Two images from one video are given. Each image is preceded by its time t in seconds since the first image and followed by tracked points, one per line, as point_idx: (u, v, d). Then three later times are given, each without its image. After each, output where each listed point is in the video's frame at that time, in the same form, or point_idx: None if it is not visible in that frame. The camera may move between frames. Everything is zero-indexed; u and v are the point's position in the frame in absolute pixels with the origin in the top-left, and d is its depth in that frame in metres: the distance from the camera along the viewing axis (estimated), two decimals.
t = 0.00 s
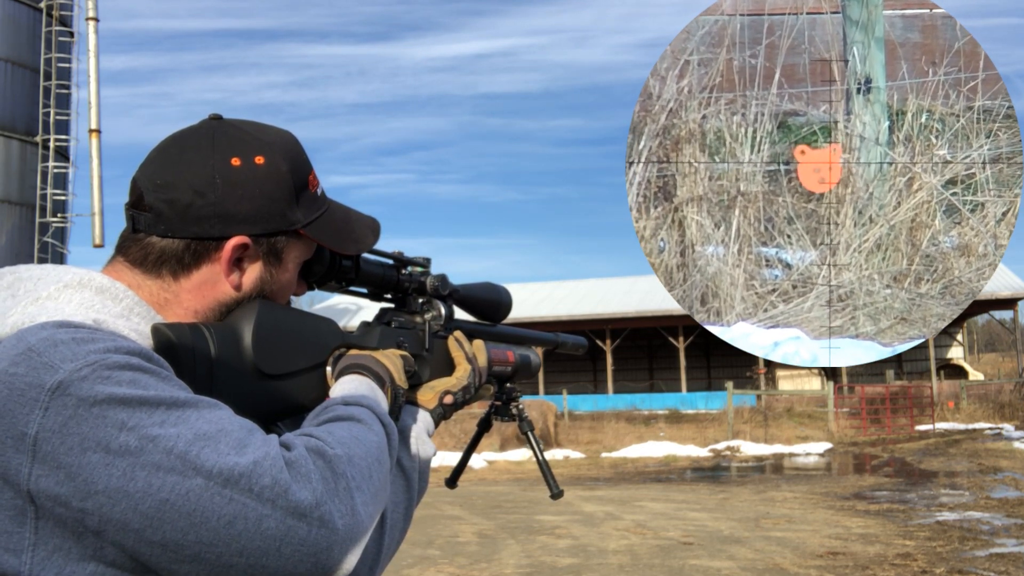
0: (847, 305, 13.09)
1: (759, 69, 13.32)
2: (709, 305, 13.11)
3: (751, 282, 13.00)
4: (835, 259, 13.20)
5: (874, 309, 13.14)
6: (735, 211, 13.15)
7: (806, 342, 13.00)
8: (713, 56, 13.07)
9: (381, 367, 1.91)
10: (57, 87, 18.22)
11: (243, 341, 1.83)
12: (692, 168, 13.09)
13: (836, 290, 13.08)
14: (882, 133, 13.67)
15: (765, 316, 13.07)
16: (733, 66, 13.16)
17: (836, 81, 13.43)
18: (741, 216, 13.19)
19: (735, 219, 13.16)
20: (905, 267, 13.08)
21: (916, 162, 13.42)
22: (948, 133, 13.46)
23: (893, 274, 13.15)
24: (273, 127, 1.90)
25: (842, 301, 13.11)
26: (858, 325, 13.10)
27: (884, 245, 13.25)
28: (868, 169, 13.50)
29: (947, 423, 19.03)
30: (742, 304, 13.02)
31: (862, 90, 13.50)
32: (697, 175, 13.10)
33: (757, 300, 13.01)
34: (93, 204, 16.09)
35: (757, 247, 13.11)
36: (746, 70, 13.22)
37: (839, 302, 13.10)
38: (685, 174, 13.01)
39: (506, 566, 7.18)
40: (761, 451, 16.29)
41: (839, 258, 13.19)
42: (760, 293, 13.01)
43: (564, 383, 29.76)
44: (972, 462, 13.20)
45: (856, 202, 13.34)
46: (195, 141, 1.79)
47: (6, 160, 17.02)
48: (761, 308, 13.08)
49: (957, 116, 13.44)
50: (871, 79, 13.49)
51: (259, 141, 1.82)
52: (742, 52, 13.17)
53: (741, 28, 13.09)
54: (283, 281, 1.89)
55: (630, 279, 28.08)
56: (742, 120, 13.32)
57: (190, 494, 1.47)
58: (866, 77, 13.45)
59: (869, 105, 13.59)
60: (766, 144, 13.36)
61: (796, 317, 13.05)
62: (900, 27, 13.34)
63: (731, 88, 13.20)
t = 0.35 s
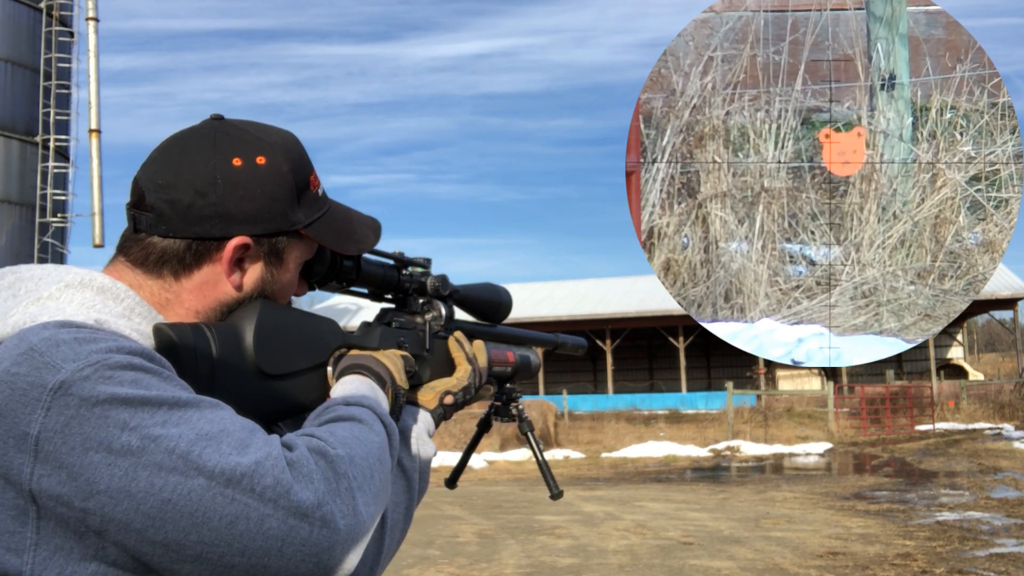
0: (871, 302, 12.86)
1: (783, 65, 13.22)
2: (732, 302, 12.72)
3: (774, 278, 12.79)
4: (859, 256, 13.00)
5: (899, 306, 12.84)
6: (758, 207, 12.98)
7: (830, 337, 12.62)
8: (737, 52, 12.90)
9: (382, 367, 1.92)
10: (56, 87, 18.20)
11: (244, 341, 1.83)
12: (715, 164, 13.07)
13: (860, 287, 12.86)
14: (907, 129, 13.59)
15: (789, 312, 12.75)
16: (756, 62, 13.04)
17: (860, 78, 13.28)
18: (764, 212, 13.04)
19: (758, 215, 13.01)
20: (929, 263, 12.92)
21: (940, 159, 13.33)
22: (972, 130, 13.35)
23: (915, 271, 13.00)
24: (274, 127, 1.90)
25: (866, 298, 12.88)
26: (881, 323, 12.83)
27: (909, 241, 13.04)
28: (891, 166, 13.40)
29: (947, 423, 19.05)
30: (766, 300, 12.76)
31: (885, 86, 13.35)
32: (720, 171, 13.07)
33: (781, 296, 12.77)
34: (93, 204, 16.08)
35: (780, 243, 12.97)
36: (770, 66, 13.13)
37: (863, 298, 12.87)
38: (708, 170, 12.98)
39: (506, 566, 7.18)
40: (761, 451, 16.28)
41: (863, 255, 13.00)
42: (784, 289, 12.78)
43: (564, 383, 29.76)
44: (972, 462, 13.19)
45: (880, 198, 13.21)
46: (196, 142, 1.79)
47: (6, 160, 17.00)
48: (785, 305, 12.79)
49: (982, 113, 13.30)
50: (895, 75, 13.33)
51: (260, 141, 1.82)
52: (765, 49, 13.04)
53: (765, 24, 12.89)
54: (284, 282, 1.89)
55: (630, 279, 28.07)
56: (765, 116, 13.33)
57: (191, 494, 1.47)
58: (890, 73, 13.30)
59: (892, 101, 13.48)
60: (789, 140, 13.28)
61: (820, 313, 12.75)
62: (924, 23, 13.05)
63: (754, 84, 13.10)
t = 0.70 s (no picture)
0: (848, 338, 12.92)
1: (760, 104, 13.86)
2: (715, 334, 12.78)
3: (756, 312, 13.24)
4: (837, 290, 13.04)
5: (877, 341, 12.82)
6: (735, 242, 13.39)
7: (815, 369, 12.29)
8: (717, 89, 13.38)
9: (383, 366, 1.92)
10: (57, 87, 18.22)
11: (244, 340, 1.83)
12: (682, 207, 14.90)
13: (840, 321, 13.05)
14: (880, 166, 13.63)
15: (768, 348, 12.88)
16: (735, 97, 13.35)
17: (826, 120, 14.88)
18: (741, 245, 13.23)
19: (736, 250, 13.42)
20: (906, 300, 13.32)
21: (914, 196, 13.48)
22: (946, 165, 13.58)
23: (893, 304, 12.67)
24: (275, 127, 1.90)
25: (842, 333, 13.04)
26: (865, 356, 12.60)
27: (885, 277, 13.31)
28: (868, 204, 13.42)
29: (947, 423, 19.07)
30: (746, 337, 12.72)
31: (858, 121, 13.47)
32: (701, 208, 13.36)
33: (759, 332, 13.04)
34: (93, 204, 16.09)
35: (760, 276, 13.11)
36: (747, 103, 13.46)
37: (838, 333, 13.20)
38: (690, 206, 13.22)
39: (506, 566, 7.18)
40: (761, 451, 16.29)
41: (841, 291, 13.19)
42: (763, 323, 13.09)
43: (564, 383, 29.77)
44: (972, 462, 13.21)
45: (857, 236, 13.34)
46: (197, 142, 1.79)
47: (6, 161, 17.01)
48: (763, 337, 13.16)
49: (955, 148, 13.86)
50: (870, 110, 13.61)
51: (261, 141, 1.82)
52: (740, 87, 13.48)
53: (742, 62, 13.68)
54: (284, 282, 1.89)
55: (630, 279, 28.08)
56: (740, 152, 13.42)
57: (190, 495, 1.47)
58: (855, 114, 14.98)
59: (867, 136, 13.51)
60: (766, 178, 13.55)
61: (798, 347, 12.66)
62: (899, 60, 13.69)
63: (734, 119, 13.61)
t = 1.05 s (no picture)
0: (901, 318, 13.32)
1: (814, 82, 13.45)
2: (763, 319, 13.17)
3: (806, 295, 13.12)
4: (890, 272, 13.21)
5: (929, 322, 13.39)
6: (790, 223, 13.19)
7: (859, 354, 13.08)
8: (768, 68, 13.31)
9: (384, 367, 1.92)
10: (56, 87, 18.23)
11: (247, 341, 1.83)
12: (747, 181, 13.20)
13: (891, 303, 13.27)
14: (937, 145, 13.71)
15: (821, 329, 13.08)
16: (787, 78, 13.33)
17: (890, 94, 13.37)
18: (796, 227, 13.22)
19: (791, 231, 13.21)
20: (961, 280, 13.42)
21: (972, 175, 13.61)
22: (1003, 145, 13.69)
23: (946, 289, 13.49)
24: (276, 127, 1.90)
25: (896, 313, 13.34)
26: (912, 338, 13.37)
27: (939, 257, 13.48)
28: (923, 182, 13.51)
29: (947, 423, 19.11)
30: (797, 317, 13.08)
31: (917, 101, 13.59)
32: (752, 188, 13.21)
33: (813, 313, 13.08)
34: (93, 204, 16.09)
35: (811, 260, 13.23)
36: (801, 82, 13.36)
37: (895, 314, 13.32)
38: (740, 188, 13.10)
39: (506, 566, 7.17)
40: (761, 451, 16.29)
41: (894, 271, 13.22)
42: (815, 305, 13.09)
43: (564, 383, 29.77)
44: (972, 462, 13.21)
45: (912, 215, 13.37)
46: (197, 141, 1.79)
47: (6, 161, 17.01)
48: (816, 320, 13.12)
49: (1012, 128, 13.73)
50: (926, 91, 13.51)
51: (260, 140, 1.82)
52: (796, 65, 13.35)
53: (796, 40, 13.28)
54: (284, 282, 1.89)
55: (629, 280, 28.10)
56: (797, 132, 13.41)
57: (192, 496, 1.47)
58: (922, 88, 13.48)
59: (924, 117, 13.67)
60: (820, 156, 13.46)
61: (851, 330, 13.11)
62: (955, 39, 13.50)
63: (786, 100, 13.40)
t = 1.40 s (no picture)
0: (815, 290, 12.43)
1: (731, 52, 12.42)
2: (676, 287, 12.23)
3: (719, 265, 12.34)
4: (803, 243, 12.60)
5: (841, 296, 12.38)
6: (704, 193, 12.40)
7: (772, 325, 12.34)
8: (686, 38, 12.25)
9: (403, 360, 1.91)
10: (56, 87, 18.22)
11: (249, 343, 1.83)
12: (662, 151, 12.37)
13: (803, 275, 12.50)
14: (855, 119, 12.98)
15: (733, 299, 12.33)
16: (705, 48, 12.28)
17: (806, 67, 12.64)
18: (711, 198, 12.48)
19: (705, 201, 12.42)
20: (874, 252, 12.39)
21: (887, 149, 12.77)
22: (919, 119, 12.69)
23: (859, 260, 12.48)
24: (276, 128, 1.90)
25: (809, 287, 12.48)
26: (826, 311, 12.36)
27: (854, 230, 12.62)
28: (839, 154, 12.89)
29: (947, 423, 19.14)
30: (710, 287, 12.27)
31: (833, 76, 12.74)
32: (667, 159, 12.36)
33: (725, 284, 12.33)
34: (93, 204, 16.09)
35: (726, 230, 12.44)
36: (719, 53, 12.31)
37: (806, 287, 12.49)
38: (657, 156, 12.26)
39: (506, 566, 7.18)
40: (761, 451, 16.29)
41: (807, 243, 12.60)
42: (728, 276, 12.35)
43: (564, 383, 29.77)
44: (972, 461, 13.21)
45: (826, 186, 12.77)
46: (198, 142, 1.79)
47: (6, 161, 17.01)
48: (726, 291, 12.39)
49: (928, 103, 12.61)
50: (844, 64, 12.69)
51: (261, 141, 1.82)
52: (714, 35, 12.25)
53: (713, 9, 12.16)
54: (285, 282, 1.89)
55: (629, 280, 28.09)
56: (714, 102, 12.47)
57: (206, 487, 1.47)
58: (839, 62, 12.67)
59: (841, 90, 12.80)
60: (737, 126, 12.65)
61: (763, 299, 12.41)
62: (874, 12, 12.62)
63: (703, 71, 12.27)
